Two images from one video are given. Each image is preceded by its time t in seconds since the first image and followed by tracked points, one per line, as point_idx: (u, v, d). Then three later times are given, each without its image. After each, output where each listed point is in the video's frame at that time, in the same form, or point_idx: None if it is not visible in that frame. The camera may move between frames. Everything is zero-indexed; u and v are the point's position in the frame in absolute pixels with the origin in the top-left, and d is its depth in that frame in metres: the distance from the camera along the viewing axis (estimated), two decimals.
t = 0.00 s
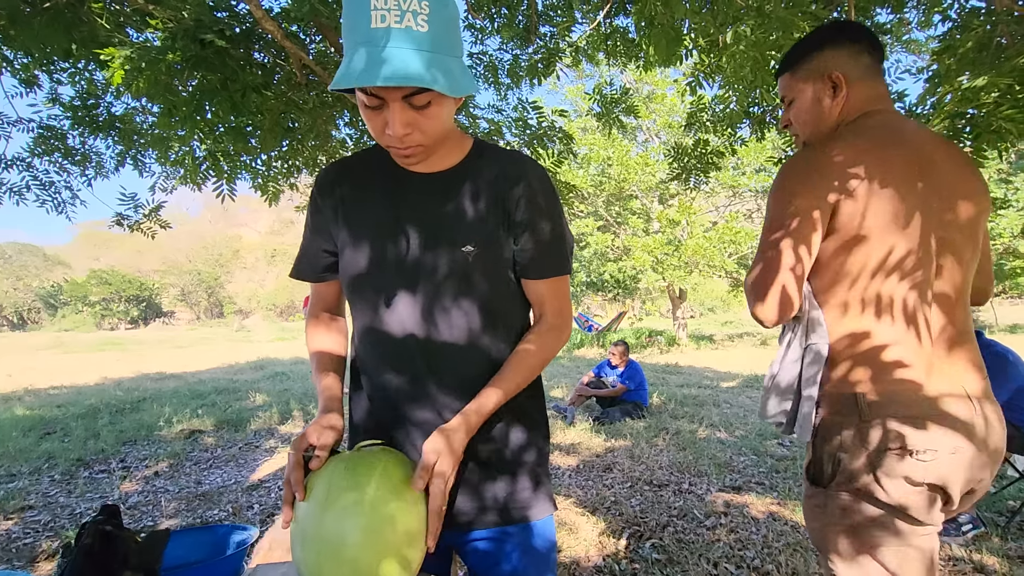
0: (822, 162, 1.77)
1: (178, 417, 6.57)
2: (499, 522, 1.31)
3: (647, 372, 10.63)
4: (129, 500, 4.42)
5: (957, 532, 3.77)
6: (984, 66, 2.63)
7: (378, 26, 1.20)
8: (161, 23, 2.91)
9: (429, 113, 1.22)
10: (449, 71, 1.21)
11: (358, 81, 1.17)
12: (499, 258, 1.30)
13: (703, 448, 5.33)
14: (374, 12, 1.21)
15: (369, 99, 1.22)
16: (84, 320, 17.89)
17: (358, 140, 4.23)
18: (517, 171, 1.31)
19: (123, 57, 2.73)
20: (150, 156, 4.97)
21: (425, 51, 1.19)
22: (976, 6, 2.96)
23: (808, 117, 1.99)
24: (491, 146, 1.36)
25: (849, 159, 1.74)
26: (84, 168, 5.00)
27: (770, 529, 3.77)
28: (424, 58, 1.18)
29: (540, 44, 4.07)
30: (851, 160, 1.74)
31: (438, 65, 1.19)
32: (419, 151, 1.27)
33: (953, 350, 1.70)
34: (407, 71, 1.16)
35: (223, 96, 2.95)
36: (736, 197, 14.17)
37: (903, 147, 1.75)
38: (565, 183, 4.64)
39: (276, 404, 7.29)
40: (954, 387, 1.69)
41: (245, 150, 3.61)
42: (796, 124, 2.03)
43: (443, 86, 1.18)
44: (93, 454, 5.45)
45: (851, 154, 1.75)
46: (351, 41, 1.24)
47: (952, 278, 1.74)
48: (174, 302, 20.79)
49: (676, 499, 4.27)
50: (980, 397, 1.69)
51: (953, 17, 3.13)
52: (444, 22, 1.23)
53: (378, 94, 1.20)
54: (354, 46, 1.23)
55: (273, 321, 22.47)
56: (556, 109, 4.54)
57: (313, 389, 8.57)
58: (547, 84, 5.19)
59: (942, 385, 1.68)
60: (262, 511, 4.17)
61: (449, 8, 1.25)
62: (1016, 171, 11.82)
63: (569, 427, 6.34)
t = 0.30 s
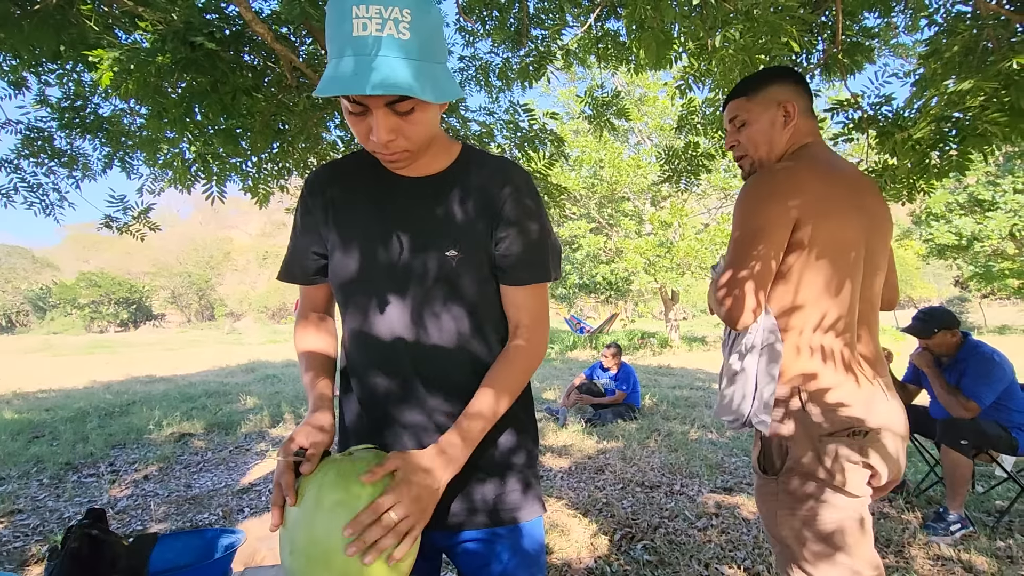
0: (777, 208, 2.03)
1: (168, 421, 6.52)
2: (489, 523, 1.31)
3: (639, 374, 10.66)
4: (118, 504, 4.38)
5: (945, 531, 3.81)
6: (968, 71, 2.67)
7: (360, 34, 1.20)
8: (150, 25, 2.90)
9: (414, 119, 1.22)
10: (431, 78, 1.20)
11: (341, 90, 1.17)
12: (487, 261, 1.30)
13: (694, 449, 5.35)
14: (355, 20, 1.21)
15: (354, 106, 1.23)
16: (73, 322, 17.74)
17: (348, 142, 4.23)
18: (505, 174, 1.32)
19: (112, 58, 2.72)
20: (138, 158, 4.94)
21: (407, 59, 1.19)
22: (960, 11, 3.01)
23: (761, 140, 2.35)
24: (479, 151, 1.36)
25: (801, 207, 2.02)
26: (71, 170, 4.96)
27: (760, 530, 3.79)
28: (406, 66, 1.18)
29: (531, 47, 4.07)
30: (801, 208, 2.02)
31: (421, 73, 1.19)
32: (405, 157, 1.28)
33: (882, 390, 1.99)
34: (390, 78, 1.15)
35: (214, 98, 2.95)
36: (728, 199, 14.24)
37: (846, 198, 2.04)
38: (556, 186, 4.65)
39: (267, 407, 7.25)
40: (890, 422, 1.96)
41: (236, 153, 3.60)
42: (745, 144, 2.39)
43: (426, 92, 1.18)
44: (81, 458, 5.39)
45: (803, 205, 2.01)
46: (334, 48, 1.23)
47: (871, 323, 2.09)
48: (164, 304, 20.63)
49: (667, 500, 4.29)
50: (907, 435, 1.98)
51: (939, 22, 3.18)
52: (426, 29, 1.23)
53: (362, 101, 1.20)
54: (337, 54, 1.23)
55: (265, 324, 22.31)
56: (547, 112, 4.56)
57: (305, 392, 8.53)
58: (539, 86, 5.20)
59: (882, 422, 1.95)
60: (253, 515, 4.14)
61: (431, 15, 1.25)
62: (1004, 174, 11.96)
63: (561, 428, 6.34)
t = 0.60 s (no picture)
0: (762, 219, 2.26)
1: (162, 421, 6.48)
2: (486, 524, 1.30)
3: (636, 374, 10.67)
4: (110, 506, 4.35)
5: (939, 531, 3.82)
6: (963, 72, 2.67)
7: (354, 33, 1.19)
8: (144, 23, 2.87)
9: (411, 117, 1.21)
10: (427, 75, 1.19)
11: (336, 88, 1.16)
12: (484, 259, 1.29)
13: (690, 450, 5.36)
14: (350, 19, 1.20)
15: (351, 104, 1.22)
16: (66, 323, 17.65)
17: (344, 141, 4.21)
18: (499, 170, 1.30)
19: (106, 55, 2.69)
20: (132, 157, 4.91)
21: (403, 56, 1.18)
22: (955, 14, 3.02)
23: (744, 147, 2.53)
24: (475, 148, 1.35)
25: (778, 218, 2.28)
26: (63, 169, 4.92)
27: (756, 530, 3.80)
28: (402, 63, 1.17)
29: (528, 47, 4.06)
30: (778, 219, 2.28)
31: (417, 70, 1.18)
32: (402, 154, 1.26)
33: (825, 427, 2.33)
34: (385, 75, 1.14)
35: (209, 97, 2.95)
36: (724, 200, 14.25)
37: (808, 216, 2.36)
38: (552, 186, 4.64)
39: (262, 407, 7.21)
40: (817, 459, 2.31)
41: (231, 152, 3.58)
42: (728, 151, 2.56)
43: (422, 91, 1.17)
44: (74, 459, 5.35)
45: (780, 221, 2.28)
46: (330, 48, 1.23)
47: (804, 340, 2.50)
48: (158, 304, 20.52)
49: (663, 501, 4.29)
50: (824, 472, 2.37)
51: (933, 24, 3.19)
52: (421, 26, 1.21)
53: (359, 100, 1.19)
54: (334, 53, 1.22)
55: (260, 323, 22.23)
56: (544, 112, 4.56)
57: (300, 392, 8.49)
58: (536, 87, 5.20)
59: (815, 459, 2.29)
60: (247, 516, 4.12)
61: (426, 13, 1.23)
62: (997, 175, 12.01)
63: (557, 429, 6.34)
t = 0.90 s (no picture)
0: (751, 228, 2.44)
1: (161, 420, 6.47)
2: (487, 522, 1.30)
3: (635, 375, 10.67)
4: (110, 505, 4.34)
5: (939, 531, 3.82)
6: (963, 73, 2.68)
7: (363, 36, 1.19)
8: (145, 22, 2.87)
9: (418, 120, 1.21)
10: (436, 79, 1.19)
11: (344, 93, 1.16)
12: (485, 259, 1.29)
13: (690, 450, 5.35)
14: (358, 22, 1.20)
15: (358, 108, 1.22)
16: (66, 322, 17.65)
17: (344, 141, 4.21)
18: (502, 170, 1.31)
19: (107, 54, 2.69)
20: (132, 156, 4.91)
21: (412, 61, 1.17)
22: (956, 15, 3.02)
23: (711, 158, 2.67)
24: (479, 149, 1.35)
25: (760, 227, 2.48)
26: (63, 168, 4.92)
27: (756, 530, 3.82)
28: (412, 67, 1.16)
29: (529, 47, 4.06)
30: (760, 229, 2.49)
31: (426, 74, 1.18)
32: (408, 156, 1.27)
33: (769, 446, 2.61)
34: (394, 80, 1.14)
35: (210, 95, 2.95)
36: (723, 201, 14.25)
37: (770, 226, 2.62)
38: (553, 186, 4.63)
39: (262, 407, 7.21)
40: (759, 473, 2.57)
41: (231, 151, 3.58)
42: (699, 160, 2.68)
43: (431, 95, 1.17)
44: (73, 458, 5.34)
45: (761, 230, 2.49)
46: (338, 52, 1.22)
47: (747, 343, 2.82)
48: (157, 304, 20.49)
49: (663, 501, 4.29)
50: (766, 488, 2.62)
51: (934, 25, 3.19)
52: (429, 30, 1.21)
53: (367, 104, 1.18)
54: (342, 56, 1.22)
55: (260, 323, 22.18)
56: (544, 113, 4.57)
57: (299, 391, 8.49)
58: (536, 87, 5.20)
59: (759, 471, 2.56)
60: (246, 515, 4.12)
61: (434, 16, 1.23)
62: (996, 177, 12.02)
63: (557, 429, 6.33)
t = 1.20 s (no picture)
0: (658, 246, 2.44)
1: (166, 418, 6.51)
2: (490, 520, 1.30)
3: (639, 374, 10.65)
4: (115, 501, 4.36)
5: (945, 531, 3.79)
6: (971, 70, 2.67)
7: (371, 31, 1.19)
8: (152, 20, 2.89)
9: (425, 116, 1.21)
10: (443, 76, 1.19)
11: (350, 88, 1.15)
12: (489, 258, 1.28)
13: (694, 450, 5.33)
14: (366, 18, 1.19)
15: (364, 103, 1.22)
16: (72, 321, 17.78)
17: (349, 140, 4.21)
18: (508, 167, 1.30)
19: (114, 53, 2.71)
20: (137, 154, 4.93)
21: (418, 57, 1.17)
22: (965, 11, 3.00)
23: (630, 173, 2.78)
24: (485, 146, 1.34)
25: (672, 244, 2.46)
26: (70, 167, 4.95)
27: (761, 530, 3.81)
28: (419, 65, 1.16)
29: (533, 46, 4.06)
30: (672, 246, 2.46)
31: (432, 71, 1.17)
32: (414, 153, 1.26)
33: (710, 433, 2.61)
34: (400, 76, 1.14)
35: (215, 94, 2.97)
36: (728, 200, 14.20)
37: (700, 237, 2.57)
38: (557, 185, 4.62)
39: (266, 405, 7.23)
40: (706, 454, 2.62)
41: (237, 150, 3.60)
42: (620, 174, 2.79)
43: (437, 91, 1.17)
44: (79, 455, 5.38)
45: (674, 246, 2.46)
46: (345, 46, 1.22)
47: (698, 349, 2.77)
48: (163, 303, 20.57)
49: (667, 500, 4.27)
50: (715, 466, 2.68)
51: (942, 22, 3.17)
52: (437, 27, 1.21)
53: (373, 99, 1.18)
54: (348, 52, 1.22)
55: (265, 322, 22.21)
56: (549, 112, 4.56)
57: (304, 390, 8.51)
58: (540, 86, 5.19)
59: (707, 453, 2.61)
60: (251, 512, 4.14)
61: (443, 13, 1.22)
62: (1004, 177, 11.96)
63: (560, 428, 6.32)
